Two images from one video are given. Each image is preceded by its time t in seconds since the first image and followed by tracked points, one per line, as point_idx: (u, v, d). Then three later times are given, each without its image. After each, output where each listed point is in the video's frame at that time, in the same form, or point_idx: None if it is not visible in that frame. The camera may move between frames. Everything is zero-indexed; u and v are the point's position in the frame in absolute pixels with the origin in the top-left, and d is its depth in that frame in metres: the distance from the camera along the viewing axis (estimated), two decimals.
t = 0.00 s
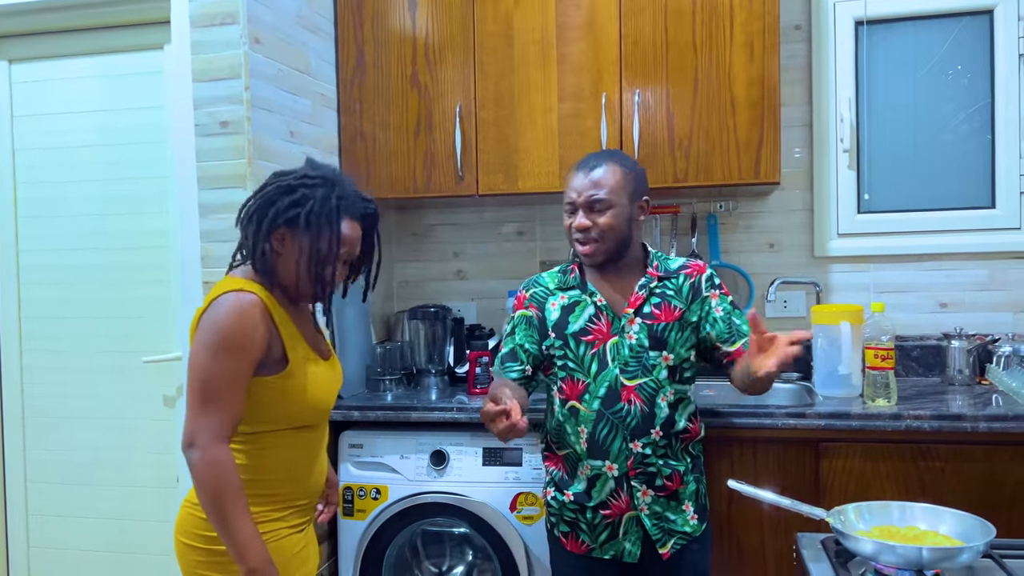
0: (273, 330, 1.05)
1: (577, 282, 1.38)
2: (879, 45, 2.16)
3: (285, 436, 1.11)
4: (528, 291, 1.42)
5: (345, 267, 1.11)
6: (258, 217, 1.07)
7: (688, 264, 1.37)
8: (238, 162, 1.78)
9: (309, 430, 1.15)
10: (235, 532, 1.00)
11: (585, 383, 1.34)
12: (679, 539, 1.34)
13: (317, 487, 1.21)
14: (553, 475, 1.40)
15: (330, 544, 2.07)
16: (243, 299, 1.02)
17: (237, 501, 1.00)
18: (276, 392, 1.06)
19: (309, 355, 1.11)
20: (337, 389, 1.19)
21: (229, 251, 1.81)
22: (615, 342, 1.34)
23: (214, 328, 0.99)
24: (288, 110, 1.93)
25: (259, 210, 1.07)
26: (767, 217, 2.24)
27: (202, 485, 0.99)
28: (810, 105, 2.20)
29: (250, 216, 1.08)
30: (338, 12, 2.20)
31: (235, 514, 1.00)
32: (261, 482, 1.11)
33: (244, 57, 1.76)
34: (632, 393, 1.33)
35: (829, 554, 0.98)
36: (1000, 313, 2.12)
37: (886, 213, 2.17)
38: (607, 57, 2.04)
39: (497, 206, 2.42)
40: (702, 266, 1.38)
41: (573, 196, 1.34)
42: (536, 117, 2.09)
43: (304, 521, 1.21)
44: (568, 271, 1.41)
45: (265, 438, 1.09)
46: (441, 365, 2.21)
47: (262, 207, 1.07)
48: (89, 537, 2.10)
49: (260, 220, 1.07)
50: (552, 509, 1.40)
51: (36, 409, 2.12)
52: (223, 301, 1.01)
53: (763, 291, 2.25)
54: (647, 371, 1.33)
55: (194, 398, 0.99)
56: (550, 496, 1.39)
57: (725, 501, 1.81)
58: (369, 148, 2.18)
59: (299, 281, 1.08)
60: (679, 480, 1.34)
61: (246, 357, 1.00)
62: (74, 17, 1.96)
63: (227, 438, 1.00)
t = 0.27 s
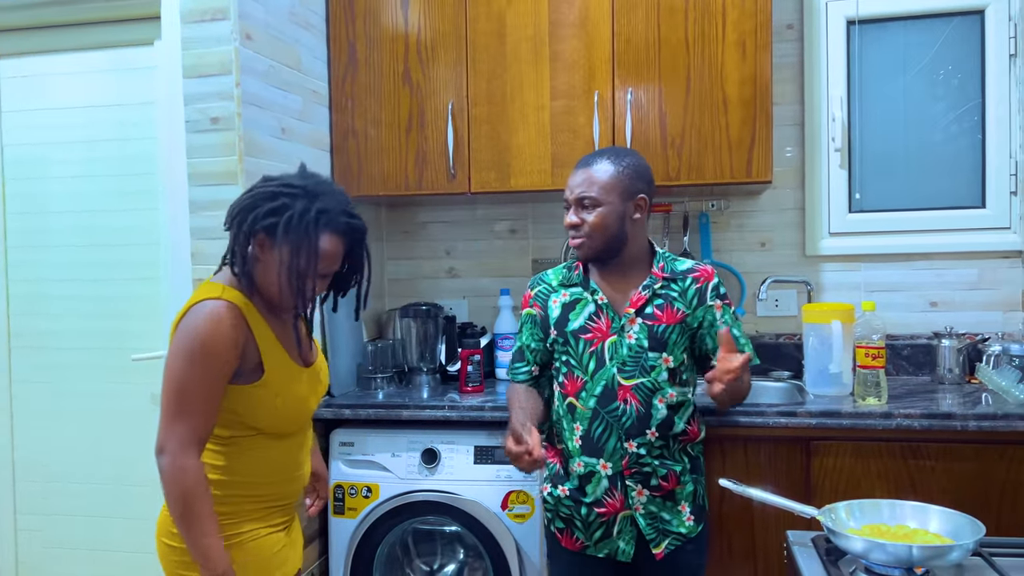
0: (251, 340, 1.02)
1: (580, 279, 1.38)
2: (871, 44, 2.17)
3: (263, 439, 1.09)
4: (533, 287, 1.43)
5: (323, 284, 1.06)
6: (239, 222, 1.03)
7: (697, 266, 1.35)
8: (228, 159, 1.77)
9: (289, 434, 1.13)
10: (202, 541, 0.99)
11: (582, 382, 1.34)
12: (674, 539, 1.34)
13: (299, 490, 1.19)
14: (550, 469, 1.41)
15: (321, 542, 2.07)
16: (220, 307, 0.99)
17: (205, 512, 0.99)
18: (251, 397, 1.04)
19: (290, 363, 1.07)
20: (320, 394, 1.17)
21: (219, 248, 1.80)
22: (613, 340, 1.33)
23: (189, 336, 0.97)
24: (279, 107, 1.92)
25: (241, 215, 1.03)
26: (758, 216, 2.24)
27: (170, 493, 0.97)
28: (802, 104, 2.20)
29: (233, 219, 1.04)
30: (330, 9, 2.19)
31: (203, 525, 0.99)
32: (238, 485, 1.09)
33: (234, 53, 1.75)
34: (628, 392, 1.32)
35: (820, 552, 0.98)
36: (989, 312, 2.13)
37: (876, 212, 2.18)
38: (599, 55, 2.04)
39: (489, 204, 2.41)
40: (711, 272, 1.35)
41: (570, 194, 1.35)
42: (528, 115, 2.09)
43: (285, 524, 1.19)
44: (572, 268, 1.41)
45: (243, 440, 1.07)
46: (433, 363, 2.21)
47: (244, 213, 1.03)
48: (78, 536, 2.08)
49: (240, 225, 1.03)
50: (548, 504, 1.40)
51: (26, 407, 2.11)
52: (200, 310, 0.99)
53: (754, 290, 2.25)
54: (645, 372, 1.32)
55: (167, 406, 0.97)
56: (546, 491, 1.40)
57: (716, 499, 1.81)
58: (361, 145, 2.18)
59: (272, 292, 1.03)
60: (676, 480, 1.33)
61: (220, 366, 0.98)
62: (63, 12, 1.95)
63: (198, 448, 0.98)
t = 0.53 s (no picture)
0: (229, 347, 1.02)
1: (578, 279, 1.39)
2: (864, 44, 2.17)
3: (242, 444, 1.09)
4: (534, 285, 1.44)
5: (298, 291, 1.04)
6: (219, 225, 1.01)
7: (696, 269, 1.35)
8: (221, 156, 1.76)
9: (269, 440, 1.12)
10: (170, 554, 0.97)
11: (577, 380, 1.35)
12: (664, 540, 1.33)
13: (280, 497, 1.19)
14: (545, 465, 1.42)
15: (314, 541, 2.06)
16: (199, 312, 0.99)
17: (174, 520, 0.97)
18: (228, 403, 1.03)
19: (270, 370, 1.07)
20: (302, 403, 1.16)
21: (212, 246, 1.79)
22: (607, 340, 1.33)
23: (165, 341, 0.96)
24: (272, 104, 1.92)
25: (223, 218, 1.01)
26: (751, 215, 2.25)
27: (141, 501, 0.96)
28: (795, 104, 2.21)
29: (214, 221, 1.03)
30: (324, 6, 2.18)
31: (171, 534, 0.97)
32: (215, 487, 1.09)
33: (228, 51, 1.74)
34: (620, 392, 1.32)
35: (812, 551, 0.98)
36: (981, 312, 2.14)
37: (869, 212, 2.19)
38: (593, 54, 2.04)
39: (483, 202, 2.41)
40: (710, 275, 1.35)
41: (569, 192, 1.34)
42: (522, 114, 2.09)
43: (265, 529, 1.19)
44: (571, 267, 1.42)
45: (221, 443, 1.07)
46: (426, 362, 2.21)
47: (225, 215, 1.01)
48: (70, 535, 2.08)
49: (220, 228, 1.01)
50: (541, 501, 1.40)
51: (18, 405, 2.10)
52: (180, 316, 0.98)
53: (747, 289, 2.26)
54: (638, 372, 1.32)
55: (142, 413, 0.96)
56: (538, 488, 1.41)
57: (708, 498, 1.82)
58: (354, 143, 2.17)
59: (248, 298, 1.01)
60: (667, 480, 1.34)
61: (195, 373, 0.97)
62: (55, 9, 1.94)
63: (171, 456, 0.96)
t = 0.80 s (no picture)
0: (209, 345, 1.02)
1: (573, 279, 1.39)
2: (859, 45, 2.18)
3: (224, 445, 1.09)
4: (530, 285, 1.44)
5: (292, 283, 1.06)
6: (205, 223, 1.01)
7: (690, 269, 1.35)
8: (216, 154, 1.76)
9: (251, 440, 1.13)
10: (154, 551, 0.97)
11: (571, 380, 1.35)
12: (655, 539, 1.34)
13: (265, 496, 1.19)
14: (539, 462, 1.42)
15: (309, 540, 2.06)
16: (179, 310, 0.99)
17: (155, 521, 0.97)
18: (208, 405, 1.04)
19: (252, 371, 1.07)
20: (284, 404, 1.16)
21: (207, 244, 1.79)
22: (601, 340, 1.34)
23: (145, 340, 0.96)
24: (268, 103, 1.91)
25: (208, 217, 1.01)
26: (746, 215, 2.25)
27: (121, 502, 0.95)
28: (790, 104, 2.22)
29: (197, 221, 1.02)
30: (319, 5, 2.18)
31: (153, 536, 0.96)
32: (196, 488, 1.09)
33: (223, 49, 1.74)
34: (613, 392, 1.32)
35: (807, 550, 0.98)
36: (974, 312, 2.15)
37: (864, 212, 2.19)
38: (589, 53, 2.04)
39: (478, 201, 2.41)
40: (705, 276, 1.34)
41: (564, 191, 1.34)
42: (517, 113, 2.09)
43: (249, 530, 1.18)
44: (567, 267, 1.41)
45: (202, 444, 1.07)
46: (421, 361, 2.21)
47: (210, 214, 1.01)
48: (64, 534, 2.07)
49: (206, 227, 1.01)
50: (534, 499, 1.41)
51: (11, 404, 2.09)
52: (160, 314, 0.98)
53: (742, 289, 2.26)
54: (631, 372, 1.32)
55: (122, 412, 0.95)
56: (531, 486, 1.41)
57: (703, 497, 1.82)
58: (350, 142, 2.17)
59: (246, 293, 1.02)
60: (659, 480, 1.33)
61: (175, 371, 0.96)
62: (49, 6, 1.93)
63: (152, 455, 0.96)
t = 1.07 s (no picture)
0: (202, 341, 1.02)
1: (565, 278, 1.39)
2: (855, 45, 2.18)
3: (216, 445, 1.09)
4: (520, 285, 1.43)
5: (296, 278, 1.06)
6: (205, 220, 1.01)
7: (682, 266, 1.36)
8: (213, 153, 1.75)
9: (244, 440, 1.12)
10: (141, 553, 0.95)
11: (565, 379, 1.35)
12: (651, 536, 1.34)
13: (257, 496, 1.18)
14: (533, 462, 1.41)
15: (305, 539, 2.06)
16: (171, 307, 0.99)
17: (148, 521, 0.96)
18: (202, 404, 1.03)
19: (246, 369, 1.08)
20: (277, 404, 1.16)
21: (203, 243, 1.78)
22: (595, 339, 1.33)
23: (137, 337, 0.95)
24: (265, 102, 1.91)
25: (208, 214, 1.01)
26: (743, 215, 2.26)
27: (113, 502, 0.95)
28: (786, 105, 2.22)
29: (197, 218, 1.02)
30: (316, 4, 2.18)
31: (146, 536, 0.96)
32: (187, 489, 1.08)
33: (220, 48, 1.73)
34: (608, 390, 1.32)
35: (802, 550, 0.98)
36: (970, 313, 2.15)
37: (860, 212, 2.20)
38: (586, 53, 2.04)
39: (475, 201, 2.41)
40: (695, 272, 1.36)
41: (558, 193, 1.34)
42: (514, 112, 2.09)
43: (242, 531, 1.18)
44: (558, 266, 1.41)
45: (194, 445, 1.07)
46: (417, 360, 2.19)
47: (211, 210, 1.01)
48: (59, 533, 2.07)
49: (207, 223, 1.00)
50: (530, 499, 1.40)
51: (7, 403, 2.09)
52: (152, 310, 0.98)
53: (738, 289, 2.27)
54: (627, 370, 1.32)
55: (114, 410, 0.95)
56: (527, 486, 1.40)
57: (699, 496, 1.82)
58: (346, 141, 2.17)
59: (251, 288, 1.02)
60: (655, 477, 1.34)
61: (168, 367, 0.96)
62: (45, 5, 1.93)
63: (144, 453, 0.96)
